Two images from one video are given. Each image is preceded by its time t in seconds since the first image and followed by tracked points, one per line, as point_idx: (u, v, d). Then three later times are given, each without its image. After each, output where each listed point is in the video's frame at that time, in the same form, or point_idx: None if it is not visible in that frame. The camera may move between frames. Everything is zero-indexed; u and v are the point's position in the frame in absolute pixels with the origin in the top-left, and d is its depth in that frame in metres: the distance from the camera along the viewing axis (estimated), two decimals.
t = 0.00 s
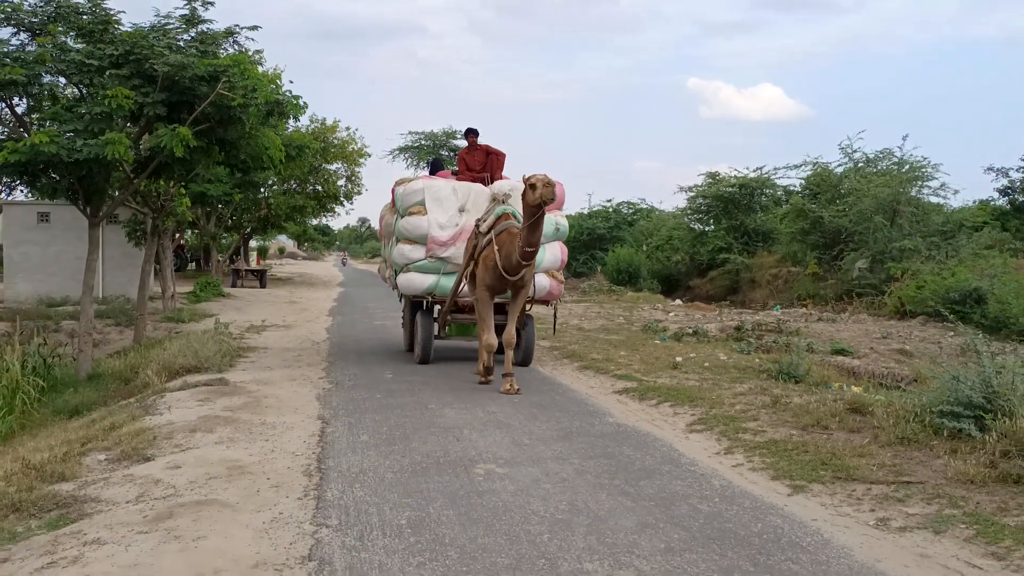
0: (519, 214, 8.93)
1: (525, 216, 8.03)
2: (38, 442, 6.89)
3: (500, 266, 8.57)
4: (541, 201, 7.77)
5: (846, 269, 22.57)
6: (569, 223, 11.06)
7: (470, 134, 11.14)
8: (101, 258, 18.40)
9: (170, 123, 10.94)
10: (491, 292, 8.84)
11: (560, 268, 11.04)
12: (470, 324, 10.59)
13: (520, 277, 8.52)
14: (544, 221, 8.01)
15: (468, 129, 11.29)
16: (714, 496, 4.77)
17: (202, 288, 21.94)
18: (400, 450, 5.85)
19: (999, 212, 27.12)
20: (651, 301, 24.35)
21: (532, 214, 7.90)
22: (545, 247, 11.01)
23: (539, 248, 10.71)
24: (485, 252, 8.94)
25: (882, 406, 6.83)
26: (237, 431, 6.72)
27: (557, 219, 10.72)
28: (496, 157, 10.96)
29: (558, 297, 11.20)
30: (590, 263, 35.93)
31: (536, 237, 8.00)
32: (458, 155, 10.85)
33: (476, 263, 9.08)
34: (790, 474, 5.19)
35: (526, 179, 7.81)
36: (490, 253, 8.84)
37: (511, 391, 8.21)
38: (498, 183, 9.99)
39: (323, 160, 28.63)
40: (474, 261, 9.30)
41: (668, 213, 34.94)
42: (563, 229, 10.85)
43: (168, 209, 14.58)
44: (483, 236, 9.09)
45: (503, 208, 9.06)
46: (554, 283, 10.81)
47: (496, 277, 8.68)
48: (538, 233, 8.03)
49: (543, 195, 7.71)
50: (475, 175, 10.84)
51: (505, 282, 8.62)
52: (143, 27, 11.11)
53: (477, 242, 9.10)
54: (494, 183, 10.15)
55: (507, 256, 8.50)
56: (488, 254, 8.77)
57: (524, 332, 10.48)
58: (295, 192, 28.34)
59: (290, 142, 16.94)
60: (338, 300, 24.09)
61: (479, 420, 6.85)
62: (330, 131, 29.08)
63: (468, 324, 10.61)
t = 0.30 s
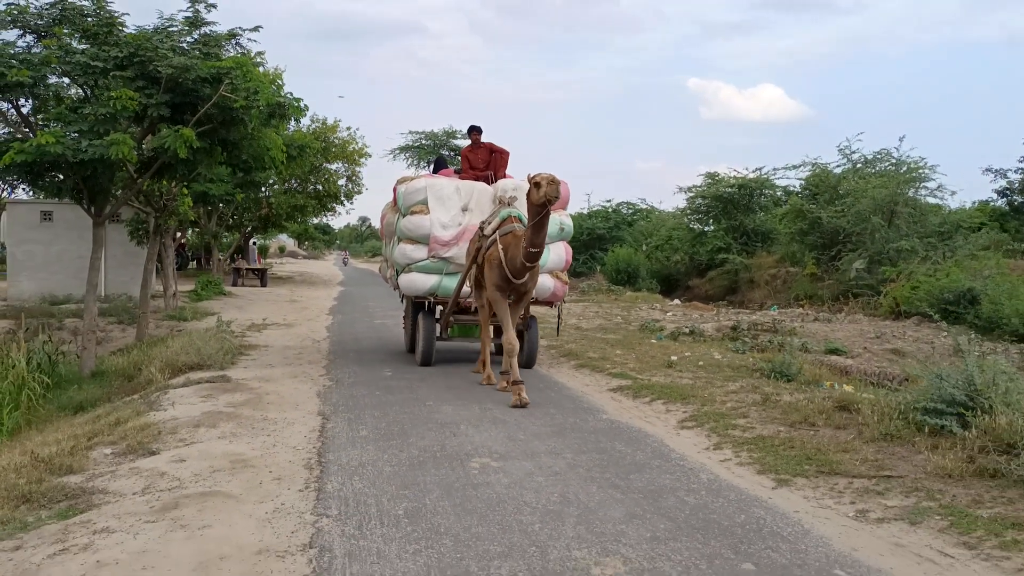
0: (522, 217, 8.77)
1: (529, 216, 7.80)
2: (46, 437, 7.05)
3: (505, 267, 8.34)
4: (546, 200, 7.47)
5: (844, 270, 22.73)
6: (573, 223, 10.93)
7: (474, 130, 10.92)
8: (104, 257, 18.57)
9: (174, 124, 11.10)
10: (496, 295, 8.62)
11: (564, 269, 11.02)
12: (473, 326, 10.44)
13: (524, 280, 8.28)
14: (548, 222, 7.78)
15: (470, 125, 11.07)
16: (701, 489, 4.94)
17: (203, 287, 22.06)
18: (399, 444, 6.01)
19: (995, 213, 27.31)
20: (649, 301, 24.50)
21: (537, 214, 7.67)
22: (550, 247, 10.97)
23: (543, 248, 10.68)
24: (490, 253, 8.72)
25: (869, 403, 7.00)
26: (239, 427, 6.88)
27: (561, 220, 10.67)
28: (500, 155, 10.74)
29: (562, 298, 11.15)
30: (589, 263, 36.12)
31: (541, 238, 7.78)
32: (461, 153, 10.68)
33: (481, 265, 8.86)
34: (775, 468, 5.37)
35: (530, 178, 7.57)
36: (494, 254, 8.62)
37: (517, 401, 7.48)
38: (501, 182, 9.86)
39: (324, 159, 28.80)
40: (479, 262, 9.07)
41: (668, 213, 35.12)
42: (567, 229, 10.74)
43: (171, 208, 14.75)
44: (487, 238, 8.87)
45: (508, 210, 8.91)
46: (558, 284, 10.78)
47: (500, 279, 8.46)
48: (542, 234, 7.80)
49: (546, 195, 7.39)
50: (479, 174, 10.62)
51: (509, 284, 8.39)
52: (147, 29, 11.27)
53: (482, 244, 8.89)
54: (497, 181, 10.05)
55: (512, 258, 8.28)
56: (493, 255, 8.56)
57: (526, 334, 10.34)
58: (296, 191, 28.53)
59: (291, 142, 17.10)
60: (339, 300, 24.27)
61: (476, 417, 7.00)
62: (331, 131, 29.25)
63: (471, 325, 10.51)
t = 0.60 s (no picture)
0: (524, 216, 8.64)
1: (531, 211, 7.61)
2: (52, 432, 7.22)
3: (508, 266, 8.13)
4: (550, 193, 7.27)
5: (840, 270, 22.91)
6: (576, 221, 10.82)
7: (474, 129, 10.93)
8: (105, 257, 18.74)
9: (176, 127, 11.28)
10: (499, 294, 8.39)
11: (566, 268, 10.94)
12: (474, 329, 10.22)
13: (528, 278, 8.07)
14: (551, 216, 7.58)
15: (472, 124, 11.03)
16: (688, 480, 5.12)
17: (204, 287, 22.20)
18: (396, 439, 6.19)
19: (991, 214, 27.51)
20: (646, 301, 24.69)
21: (540, 207, 7.47)
22: (552, 247, 10.88)
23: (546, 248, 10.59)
24: (493, 251, 8.52)
25: (855, 399, 7.19)
26: (241, 422, 7.05)
27: (564, 219, 10.58)
28: (500, 153, 10.77)
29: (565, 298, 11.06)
30: (587, 263, 36.33)
31: (544, 233, 7.58)
32: (462, 151, 10.68)
33: (483, 264, 8.65)
34: (760, 461, 5.55)
35: (533, 171, 7.37)
36: (497, 253, 8.42)
37: (515, 400, 7.60)
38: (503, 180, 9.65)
39: (324, 160, 29.00)
40: (480, 262, 8.86)
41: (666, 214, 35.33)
42: (570, 228, 10.64)
43: (172, 209, 14.92)
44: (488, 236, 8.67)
45: (510, 209, 8.77)
46: (561, 284, 10.69)
47: (504, 278, 8.25)
48: (544, 228, 7.59)
49: (552, 186, 7.18)
50: (479, 173, 10.64)
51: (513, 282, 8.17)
52: (149, 33, 11.45)
53: (483, 243, 8.69)
54: (499, 180, 9.84)
55: (516, 255, 8.07)
56: (496, 254, 8.35)
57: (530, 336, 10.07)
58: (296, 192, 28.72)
59: (291, 143, 17.27)
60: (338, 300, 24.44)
61: (472, 413, 7.14)
62: (331, 132, 29.46)
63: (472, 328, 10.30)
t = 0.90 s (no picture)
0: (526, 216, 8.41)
1: (537, 215, 7.41)
2: (58, 428, 7.40)
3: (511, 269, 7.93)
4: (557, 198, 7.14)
5: (837, 272, 23.10)
6: (579, 222, 10.71)
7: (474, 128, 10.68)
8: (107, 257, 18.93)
9: (178, 129, 11.45)
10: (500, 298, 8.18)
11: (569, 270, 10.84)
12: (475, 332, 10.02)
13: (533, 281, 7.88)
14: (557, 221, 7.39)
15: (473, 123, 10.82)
16: (674, 474, 5.30)
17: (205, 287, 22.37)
18: (393, 435, 6.36)
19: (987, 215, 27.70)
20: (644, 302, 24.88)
21: (546, 212, 7.29)
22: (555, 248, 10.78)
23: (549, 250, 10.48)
24: (495, 254, 8.30)
25: (841, 398, 7.36)
26: (242, 419, 7.22)
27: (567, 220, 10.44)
28: (502, 153, 10.50)
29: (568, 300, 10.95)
30: (586, 264, 36.53)
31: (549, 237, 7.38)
32: (462, 152, 10.45)
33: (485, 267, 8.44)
34: (745, 456, 5.74)
35: (540, 174, 7.23)
36: (499, 256, 8.21)
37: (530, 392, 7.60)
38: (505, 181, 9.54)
39: (324, 161, 29.18)
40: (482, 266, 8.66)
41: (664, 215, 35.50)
42: (573, 230, 10.51)
43: (174, 209, 15.10)
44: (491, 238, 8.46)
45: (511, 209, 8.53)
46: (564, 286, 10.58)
47: (507, 281, 8.04)
48: (549, 233, 7.40)
49: (559, 191, 7.06)
50: (481, 174, 10.41)
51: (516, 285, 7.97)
52: (152, 37, 11.62)
53: (485, 246, 8.49)
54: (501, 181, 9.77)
55: (518, 259, 7.85)
56: (499, 257, 8.14)
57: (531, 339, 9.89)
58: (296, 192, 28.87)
59: (291, 145, 17.43)
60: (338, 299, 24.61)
61: (468, 411, 7.30)
62: (332, 133, 29.64)
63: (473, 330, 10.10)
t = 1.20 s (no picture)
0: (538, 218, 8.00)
1: (549, 209, 6.98)
2: (65, 422, 7.55)
3: (523, 270, 7.54)
4: (572, 190, 6.65)
5: (835, 274, 23.23)
6: (587, 223, 10.52)
7: (480, 125, 10.46)
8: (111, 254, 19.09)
9: (183, 129, 11.60)
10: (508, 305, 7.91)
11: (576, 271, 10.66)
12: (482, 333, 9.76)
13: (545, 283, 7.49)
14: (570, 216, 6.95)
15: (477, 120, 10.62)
16: (665, 470, 5.46)
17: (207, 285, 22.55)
18: (392, 431, 6.50)
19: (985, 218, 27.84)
20: (642, 303, 25.05)
21: (558, 206, 6.82)
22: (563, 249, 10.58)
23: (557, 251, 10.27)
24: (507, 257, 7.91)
25: (832, 398, 7.51)
26: (244, 415, 7.36)
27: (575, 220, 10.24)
28: (508, 151, 10.31)
29: (575, 302, 10.75)
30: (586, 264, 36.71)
31: (561, 234, 6.96)
32: (467, 150, 10.26)
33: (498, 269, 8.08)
34: (735, 453, 5.90)
35: (553, 166, 6.77)
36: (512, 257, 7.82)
37: (540, 413, 7.08)
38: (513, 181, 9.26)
39: (326, 161, 29.35)
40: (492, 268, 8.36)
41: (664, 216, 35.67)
42: (581, 230, 10.34)
43: (177, 208, 15.26)
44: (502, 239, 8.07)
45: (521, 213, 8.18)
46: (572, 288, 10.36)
47: (519, 284, 7.67)
48: (562, 230, 6.96)
49: (575, 184, 6.56)
50: (487, 172, 10.15)
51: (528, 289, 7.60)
52: (157, 37, 11.72)
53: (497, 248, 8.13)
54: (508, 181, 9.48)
55: (528, 261, 7.52)
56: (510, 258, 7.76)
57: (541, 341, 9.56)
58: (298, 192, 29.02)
59: (293, 144, 17.57)
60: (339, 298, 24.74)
61: (466, 410, 7.40)
62: (334, 133, 29.81)
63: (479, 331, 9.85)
